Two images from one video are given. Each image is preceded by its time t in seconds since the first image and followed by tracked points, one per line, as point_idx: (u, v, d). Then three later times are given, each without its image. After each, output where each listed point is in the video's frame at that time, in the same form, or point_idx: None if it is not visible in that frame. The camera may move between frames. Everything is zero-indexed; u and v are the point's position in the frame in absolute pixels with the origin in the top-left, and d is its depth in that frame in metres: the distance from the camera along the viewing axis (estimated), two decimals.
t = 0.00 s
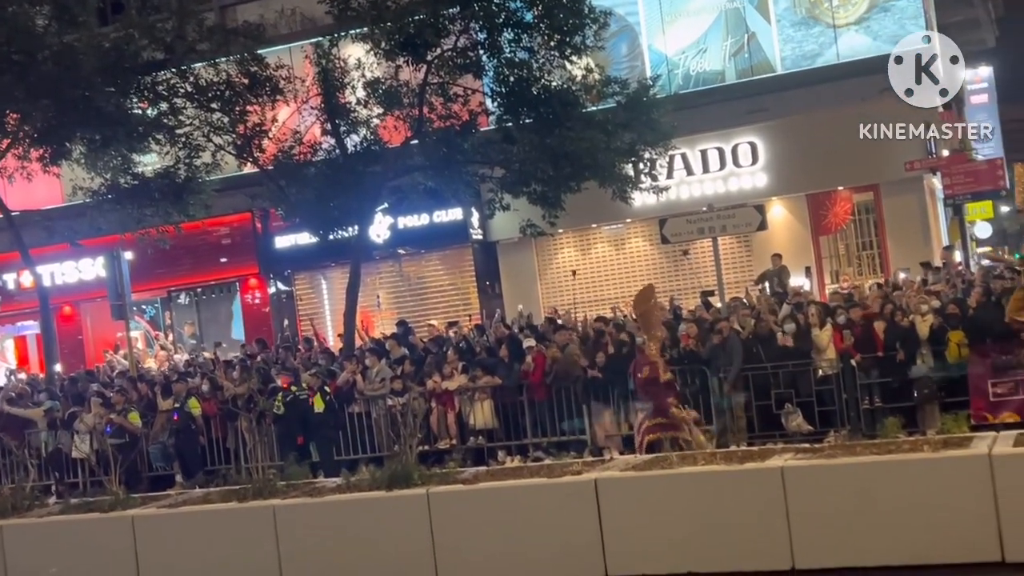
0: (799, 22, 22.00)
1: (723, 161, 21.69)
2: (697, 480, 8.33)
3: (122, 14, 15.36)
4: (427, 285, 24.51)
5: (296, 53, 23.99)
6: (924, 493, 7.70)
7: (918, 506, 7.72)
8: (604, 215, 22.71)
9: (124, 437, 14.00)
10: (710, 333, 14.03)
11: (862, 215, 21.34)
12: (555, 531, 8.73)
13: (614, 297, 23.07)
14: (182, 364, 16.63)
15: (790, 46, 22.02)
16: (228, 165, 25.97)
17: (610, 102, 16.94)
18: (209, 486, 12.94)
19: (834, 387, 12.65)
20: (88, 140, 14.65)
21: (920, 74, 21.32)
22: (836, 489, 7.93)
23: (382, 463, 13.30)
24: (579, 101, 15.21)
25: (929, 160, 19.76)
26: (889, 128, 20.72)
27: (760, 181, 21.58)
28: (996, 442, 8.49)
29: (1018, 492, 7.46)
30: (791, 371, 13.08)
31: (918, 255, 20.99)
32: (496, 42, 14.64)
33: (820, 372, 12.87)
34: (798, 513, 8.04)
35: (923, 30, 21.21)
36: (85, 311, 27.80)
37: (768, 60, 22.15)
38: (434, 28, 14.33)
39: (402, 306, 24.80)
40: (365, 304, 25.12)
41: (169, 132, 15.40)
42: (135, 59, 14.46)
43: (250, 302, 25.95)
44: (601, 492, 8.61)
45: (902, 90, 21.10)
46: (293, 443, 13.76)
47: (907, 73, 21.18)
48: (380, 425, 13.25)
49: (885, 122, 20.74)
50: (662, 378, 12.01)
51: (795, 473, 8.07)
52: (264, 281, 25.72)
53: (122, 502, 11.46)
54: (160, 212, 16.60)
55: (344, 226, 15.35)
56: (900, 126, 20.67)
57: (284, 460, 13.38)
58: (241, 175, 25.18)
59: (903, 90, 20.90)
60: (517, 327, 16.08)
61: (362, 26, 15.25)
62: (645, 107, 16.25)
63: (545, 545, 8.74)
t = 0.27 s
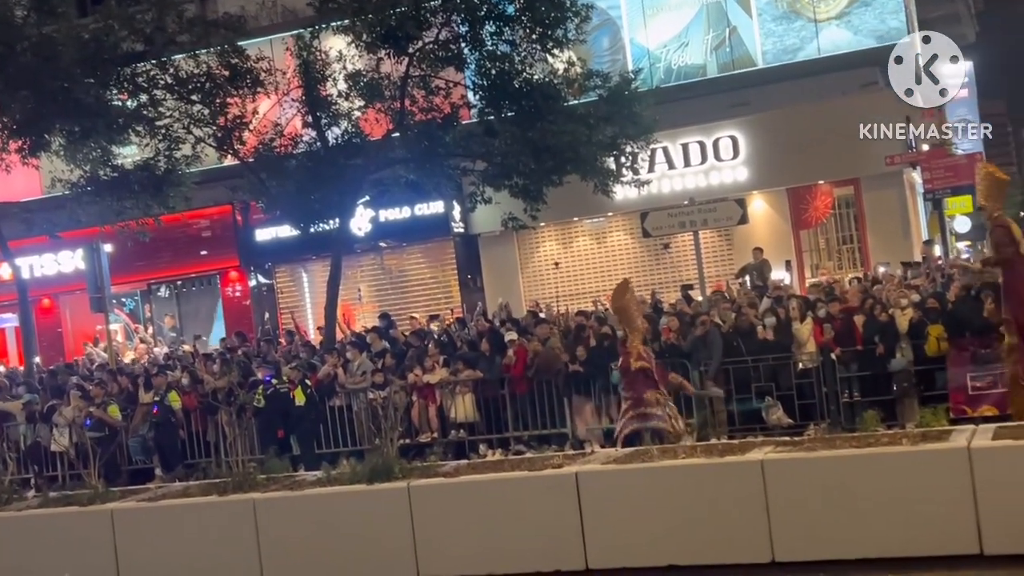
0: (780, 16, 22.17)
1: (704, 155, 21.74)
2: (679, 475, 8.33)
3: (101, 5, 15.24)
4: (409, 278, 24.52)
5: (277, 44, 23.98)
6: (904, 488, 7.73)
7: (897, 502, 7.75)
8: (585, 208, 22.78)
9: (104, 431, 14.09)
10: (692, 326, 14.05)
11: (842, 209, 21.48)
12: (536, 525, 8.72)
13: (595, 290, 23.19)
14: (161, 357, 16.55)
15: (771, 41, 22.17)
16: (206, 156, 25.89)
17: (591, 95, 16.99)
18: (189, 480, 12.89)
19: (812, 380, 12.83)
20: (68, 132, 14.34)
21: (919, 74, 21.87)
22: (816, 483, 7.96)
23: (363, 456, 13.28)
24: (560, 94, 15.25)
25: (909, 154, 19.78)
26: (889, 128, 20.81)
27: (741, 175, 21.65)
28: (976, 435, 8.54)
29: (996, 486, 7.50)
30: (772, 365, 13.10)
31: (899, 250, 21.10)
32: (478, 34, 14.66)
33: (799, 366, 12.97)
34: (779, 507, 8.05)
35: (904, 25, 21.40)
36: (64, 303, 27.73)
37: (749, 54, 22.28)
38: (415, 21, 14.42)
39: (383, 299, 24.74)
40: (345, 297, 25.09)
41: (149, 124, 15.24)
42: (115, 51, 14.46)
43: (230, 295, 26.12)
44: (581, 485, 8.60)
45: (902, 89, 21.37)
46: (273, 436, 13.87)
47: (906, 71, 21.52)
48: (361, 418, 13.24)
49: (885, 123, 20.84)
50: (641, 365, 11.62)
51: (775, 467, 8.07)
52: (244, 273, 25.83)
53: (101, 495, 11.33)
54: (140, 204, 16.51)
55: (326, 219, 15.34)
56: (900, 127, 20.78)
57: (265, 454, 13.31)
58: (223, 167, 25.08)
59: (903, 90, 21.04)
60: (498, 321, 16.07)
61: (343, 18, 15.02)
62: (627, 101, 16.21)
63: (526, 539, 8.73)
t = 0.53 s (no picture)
0: (759, 13, 22.48)
1: (684, 151, 21.94)
2: (658, 469, 8.35)
3: None
4: (388, 271, 24.97)
5: (256, 37, 23.97)
6: (881, 481, 7.76)
7: (874, 495, 7.79)
8: (565, 204, 22.95)
9: (80, 425, 13.88)
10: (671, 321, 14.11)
11: (820, 205, 21.58)
12: (514, 519, 8.71)
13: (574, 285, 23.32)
14: (139, 351, 16.50)
15: (751, 37, 22.46)
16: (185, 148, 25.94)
17: (571, 91, 17.03)
18: (167, 474, 12.84)
19: (791, 376, 12.72)
20: (45, 125, 14.09)
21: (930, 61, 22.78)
22: (793, 477, 8.00)
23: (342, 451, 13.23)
24: (541, 89, 15.25)
25: (886, 151, 19.98)
26: (888, 128, 20.73)
27: (720, 171, 21.81)
28: (951, 429, 8.59)
29: (970, 477, 7.54)
30: (749, 360, 13.14)
31: (877, 244, 21.26)
32: (458, 29, 14.69)
33: (778, 361, 12.91)
34: (756, 501, 8.10)
35: (882, 23, 21.60)
36: (41, 296, 27.60)
37: (729, 50, 22.61)
38: (396, 14, 14.31)
39: (362, 294, 25.27)
40: (324, 291, 25.56)
41: (127, 116, 15.15)
42: (93, 43, 13.86)
43: (208, 289, 26.14)
44: (560, 480, 8.60)
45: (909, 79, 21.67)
46: (251, 430, 13.76)
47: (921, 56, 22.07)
48: (338, 412, 13.21)
49: (884, 123, 20.76)
50: (629, 362, 11.67)
51: (752, 462, 8.12)
52: (223, 266, 25.97)
53: (78, 489, 11.21)
54: (118, 198, 16.42)
55: (304, 212, 15.32)
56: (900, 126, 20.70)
57: (243, 448, 13.26)
58: (204, 160, 25.01)
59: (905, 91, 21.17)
60: (477, 316, 16.06)
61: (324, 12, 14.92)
62: (606, 97, 16.27)
63: (504, 531, 8.72)
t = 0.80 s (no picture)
0: (736, 12, 22.65)
1: (661, 149, 22.07)
2: (635, 466, 8.35)
3: None
4: (364, 268, 25.11)
5: (233, 31, 23.89)
6: (854, 478, 7.77)
7: (847, 492, 7.81)
8: (542, 201, 23.09)
9: (53, 420, 13.89)
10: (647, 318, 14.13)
11: (796, 204, 21.74)
12: (487, 516, 8.67)
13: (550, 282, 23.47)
14: (113, 345, 16.40)
15: (728, 35, 22.63)
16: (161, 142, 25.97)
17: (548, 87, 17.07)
18: (140, 470, 12.75)
19: (765, 374, 12.85)
20: (18, 118, 13.91)
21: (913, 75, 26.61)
22: (769, 474, 8.01)
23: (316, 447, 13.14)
24: (518, 86, 15.33)
25: (861, 151, 20.22)
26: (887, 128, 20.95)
27: (697, 169, 21.95)
28: (923, 427, 8.64)
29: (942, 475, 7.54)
30: (724, 357, 13.19)
31: (852, 244, 21.38)
32: (436, 24, 14.75)
33: (753, 358, 12.99)
34: (730, 498, 8.10)
35: (858, 23, 21.79)
36: (14, 291, 27.52)
37: (705, 49, 22.79)
38: (373, 10, 14.34)
39: (338, 289, 25.38)
40: (299, 287, 25.70)
41: (102, 109, 15.01)
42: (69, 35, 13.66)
43: (183, 284, 26.30)
44: (536, 477, 8.60)
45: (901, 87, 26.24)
46: (225, 426, 13.72)
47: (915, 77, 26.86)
48: (315, 409, 13.19)
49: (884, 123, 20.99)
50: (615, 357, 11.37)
51: (727, 459, 8.13)
52: (197, 261, 26.06)
53: (51, 485, 11.08)
54: (92, 191, 16.33)
55: (281, 207, 15.38)
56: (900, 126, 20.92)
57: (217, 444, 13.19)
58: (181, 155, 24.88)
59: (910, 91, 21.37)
60: (453, 312, 16.04)
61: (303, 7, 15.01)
62: (584, 94, 16.33)
63: (477, 528, 8.69)
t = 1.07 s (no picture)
0: (708, 12, 22.80)
1: (632, 148, 22.36)
2: (603, 465, 8.31)
3: None
4: (335, 265, 25.36)
5: (204, 27, 23.89)
6: (821, 479, 7.77)
7: (814, 492, 7.80)
8: (513, 199, 23.44)
9: (18, 415, 13.40)
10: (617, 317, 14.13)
11: (766, 204, 22.14)
12: (453, 515, 8.61)
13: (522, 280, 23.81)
14: (81, 341, 16.30)
15: (700, 35, 22.74)
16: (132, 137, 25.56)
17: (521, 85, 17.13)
18: (106, 466, 12.66)
19: (735, 372, 13.02)
20: None
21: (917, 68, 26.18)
22: (737, 473, 7.98)
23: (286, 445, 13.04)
24: (490, 84, 15.22)
25: (832, 151, 20.03)
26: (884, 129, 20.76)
27: (668, 169, 22.31)
28: (889, 427, 8.67)
29: (907, 477, 7.55)
30: (694, 356, 13.30)
31: (820, 245, 21.84)
32: (408, 21, 14.72)
33: (722, 357, 13.21)
34: (698, 499, 8.06)
35: (829, 24, 21.97)
36: None
37: (678, 49, 22.92)
38: (344, 6, 14.46)
39: (308, 286, 25.61)
40: (270, 283, 25.86)
41: (70, 103, 14.91)
42: (36, 28, 13.83)
43: (151, 280, 26.61)
44: (505, 476, 8.52)
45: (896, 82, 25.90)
46: (193, 422, 13.53)
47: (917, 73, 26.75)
48: (284, 406, 13.18)
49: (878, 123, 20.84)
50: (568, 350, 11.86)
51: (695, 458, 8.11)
52: (166, 257, 26.28)
53: (15, 481, 10.95)
54: (61, 185, 16.20)
55: (252, 203, 15.37)
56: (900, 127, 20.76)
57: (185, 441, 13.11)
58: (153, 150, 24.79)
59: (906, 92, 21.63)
60: (424, 310, 16.02)
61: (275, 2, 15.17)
62: (555, 93, 16.49)
63: (443, 527, 8.62)
